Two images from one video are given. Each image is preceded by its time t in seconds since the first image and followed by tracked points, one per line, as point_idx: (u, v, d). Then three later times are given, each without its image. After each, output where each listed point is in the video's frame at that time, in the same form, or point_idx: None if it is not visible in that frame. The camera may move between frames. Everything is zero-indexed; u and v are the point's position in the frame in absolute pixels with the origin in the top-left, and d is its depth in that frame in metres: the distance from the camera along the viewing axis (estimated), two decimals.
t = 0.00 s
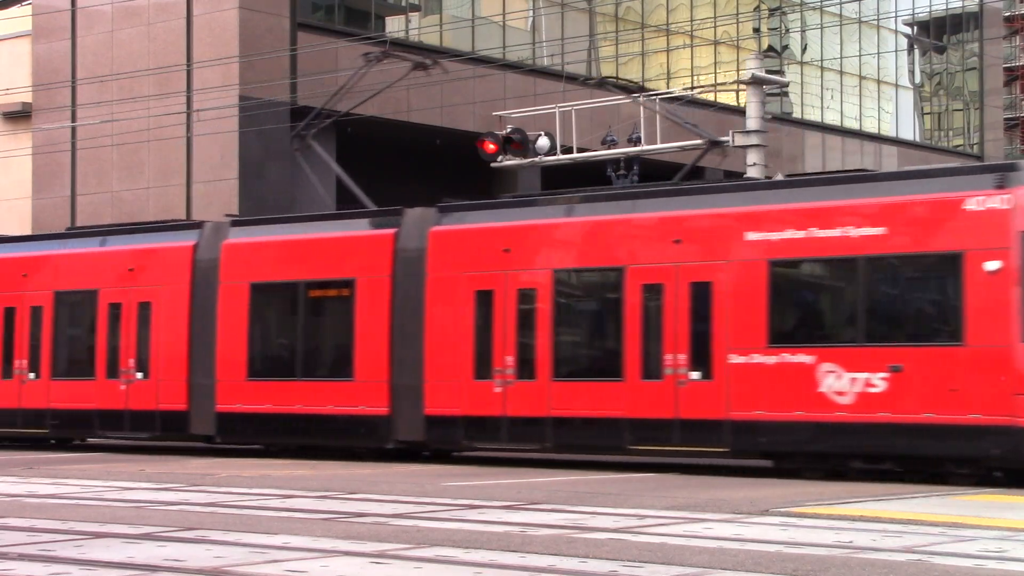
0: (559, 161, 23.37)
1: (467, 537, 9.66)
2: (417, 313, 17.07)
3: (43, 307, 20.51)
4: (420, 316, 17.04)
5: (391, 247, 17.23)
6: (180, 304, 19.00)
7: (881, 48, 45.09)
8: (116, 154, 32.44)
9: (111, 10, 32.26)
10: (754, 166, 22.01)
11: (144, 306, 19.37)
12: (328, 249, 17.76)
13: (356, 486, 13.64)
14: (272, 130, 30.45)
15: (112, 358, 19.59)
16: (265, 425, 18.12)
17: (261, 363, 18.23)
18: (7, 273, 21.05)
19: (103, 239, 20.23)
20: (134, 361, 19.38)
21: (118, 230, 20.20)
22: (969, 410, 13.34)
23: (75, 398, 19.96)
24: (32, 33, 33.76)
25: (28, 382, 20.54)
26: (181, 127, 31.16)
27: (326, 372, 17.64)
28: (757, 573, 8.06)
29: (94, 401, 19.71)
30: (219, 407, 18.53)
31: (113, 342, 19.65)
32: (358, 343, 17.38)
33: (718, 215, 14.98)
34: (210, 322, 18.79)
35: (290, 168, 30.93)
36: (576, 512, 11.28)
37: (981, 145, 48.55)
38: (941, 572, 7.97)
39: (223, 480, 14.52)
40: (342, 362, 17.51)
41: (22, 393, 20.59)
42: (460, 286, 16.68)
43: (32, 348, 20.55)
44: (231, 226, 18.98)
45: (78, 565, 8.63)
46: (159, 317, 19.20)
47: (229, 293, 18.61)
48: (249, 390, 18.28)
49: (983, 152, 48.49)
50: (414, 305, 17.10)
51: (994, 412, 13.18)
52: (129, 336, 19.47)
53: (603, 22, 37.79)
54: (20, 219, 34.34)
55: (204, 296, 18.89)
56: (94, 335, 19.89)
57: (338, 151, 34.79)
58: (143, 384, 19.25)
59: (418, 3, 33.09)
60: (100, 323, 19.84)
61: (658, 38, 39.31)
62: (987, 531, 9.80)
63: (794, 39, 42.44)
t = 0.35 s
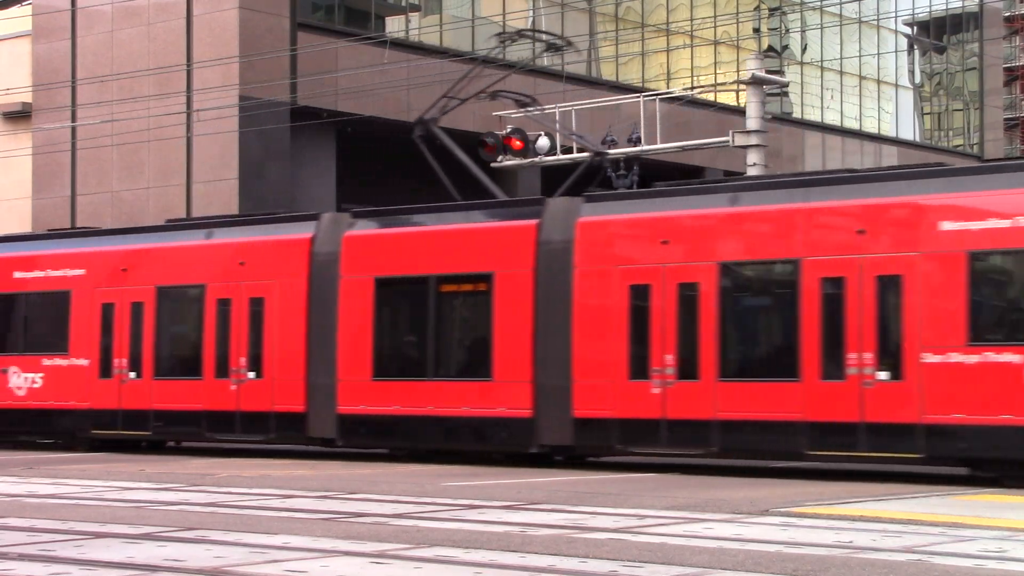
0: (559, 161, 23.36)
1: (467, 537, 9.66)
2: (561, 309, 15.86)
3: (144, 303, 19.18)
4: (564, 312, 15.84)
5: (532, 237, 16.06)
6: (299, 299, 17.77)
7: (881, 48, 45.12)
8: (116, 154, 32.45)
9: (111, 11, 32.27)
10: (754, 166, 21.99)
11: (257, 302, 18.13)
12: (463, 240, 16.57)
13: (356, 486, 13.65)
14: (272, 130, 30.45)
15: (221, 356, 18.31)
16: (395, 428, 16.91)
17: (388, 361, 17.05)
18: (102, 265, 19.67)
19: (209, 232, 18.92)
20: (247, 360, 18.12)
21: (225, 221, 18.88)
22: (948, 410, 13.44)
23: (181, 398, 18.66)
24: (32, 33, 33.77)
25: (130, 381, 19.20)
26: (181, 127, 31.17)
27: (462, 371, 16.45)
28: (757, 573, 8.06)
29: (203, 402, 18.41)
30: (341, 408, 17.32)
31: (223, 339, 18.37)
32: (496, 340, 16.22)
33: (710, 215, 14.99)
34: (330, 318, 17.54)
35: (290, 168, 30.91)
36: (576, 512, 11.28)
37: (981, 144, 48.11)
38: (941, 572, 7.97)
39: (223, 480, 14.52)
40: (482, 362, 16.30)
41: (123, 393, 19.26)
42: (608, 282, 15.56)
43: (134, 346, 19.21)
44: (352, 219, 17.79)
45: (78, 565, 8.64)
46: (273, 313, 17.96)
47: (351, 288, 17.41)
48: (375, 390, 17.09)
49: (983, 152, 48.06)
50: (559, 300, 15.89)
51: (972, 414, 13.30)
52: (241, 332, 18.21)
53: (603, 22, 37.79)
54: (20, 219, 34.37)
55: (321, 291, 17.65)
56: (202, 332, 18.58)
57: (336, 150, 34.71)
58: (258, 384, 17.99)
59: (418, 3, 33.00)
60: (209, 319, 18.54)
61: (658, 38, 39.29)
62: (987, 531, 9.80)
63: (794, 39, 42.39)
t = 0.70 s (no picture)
0: (559, 161, 23.35)
1: (467, 537, 9.67)
2: (724, 306, 14.93)
3: (256, 299, 18.31)
4: (728, 310, 14.91)
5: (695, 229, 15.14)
6: (429, 294, 16.85)
7: (881, 48, 45.15)
8: (116, 153, 32.45)
9: (111, 11, 32.28)
10: (754, 166, 22.00)
11: (381, 299, 17.20)
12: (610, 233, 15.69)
13: (356, 486, 13.64)
14: (272, 130, 30.46)
15: (341, 356, 17.41)
16: (533, 433, 16.04)
17: (526, 362, 16.17)
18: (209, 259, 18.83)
19: (326, 223, 17.97)
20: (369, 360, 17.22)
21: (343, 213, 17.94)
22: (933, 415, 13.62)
23: (295, 400, 17.80)
24: (32, 33, 33.78)
25: (240, 382, 18.36)
26: (181, 127, 31.17)
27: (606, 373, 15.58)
28: (758, 573, 8.06)
29: (321, 404, 17.53)
30: (478, 411, 16.43)
31: (342, 338, 17.46)
32: (652, 340, 15.31)
33: (765, 213, 14.79)
34: (464, 317, 16.65)
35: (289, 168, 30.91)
36: (576, 512, 11.28)
37: (981, 145, 48.35)
38: (941, 572, 7.97)
39: (223, 480, 14.52)
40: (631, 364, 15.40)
41: (233, 394, 18.43)
42: (766, 276, 14.68)
43: (244, 345, 18.35)
44: (486, 209, 16.83)
45: (78, 565, 8.63)
46: (399, 311, 17.05)
47: (486, 283, 16.51)
48: (514, 393, 16.20)
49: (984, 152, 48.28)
50: (722, 297, 14.95)
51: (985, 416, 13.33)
52: (363, 331, 17.30)
53: (603, 22, 37.78)
54: (20, 219, 34.37)
55: (453, 288, 16.74)
56: (319, 331, 17.67)
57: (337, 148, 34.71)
58: (382, 385, 17.09)
59: (418, 3, 33.00)
60: (327, 317, 17.63)
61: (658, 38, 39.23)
62: (987, 531, 9.81)
63: (793, 39, 42.41)
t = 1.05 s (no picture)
0: (559, 161, 23.34)
1: (467, 537, 9.67)
2: (907, 300, 13.98)
3: (379, 294, 17.26)
4: (913, 306, 13.94)
5: (876, 220, 14.19)
6: (574, 289, 15.82)
7: (881, 48, 45.16)
8: (116, 153, 32.45)
9: (111, 11, 32.27)
10: (754, 166, 22.02)
11: (521, 294, 16.16)
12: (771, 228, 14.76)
13: (356, 486, 13.65)
14: (271, 130, 30.43)
15: (478, 354, 16.38)
16: (691, 437, 15.00)
17: (682, 362, 15.15)
18: (327, 252, 17.71)
19: (457, 214, 16.95)
20: (508, 359, 16.18)
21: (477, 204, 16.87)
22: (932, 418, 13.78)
23: (424, 401, 16.74)
24: (32, 33, 33.78)
25: (362, 382, 17.28)
26: (181, 127, 31.17)
27: (773, 373, 14.62)
28: (757, 573, 8.06)
29: (454, 406, 16.48)
30: (630, 413, 15.38)
31: (480, 336, 16.41)
32: (830, 339, 14.30)
33: (956, 203, 13.84)
34: (613, 313, 15.62)
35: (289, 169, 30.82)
36: (576, 512, 11.28)
37: (981, 145, 48.33)
38: (941, 572, 7.97)
39: (223, 480, 14.52)
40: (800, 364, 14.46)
41: (353, 395, 17.33)
42: (947, 267, 13.78)
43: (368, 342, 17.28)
44: (637, 199, 15.82)
45: (78, 564, 8.64)
46: (541, 308, 16.00)
47: (637, 278, 15.48)
48: (671, 394, 15.15)
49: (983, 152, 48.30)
50: (903, 292, 14.00)
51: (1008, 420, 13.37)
52: (500, 328, 16.26)
53: (603, 22, 37.77)
54: (20, 219, 34.38)
55: (601, 283, 15.70)
56: (453, 328, 16.64)
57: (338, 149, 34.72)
58: (525, 385, 16.04)
59: (418, 3, 32.98)
60: (461, 313, 16.61)
61: (658, 38, 39.32)
62: (987, 531, 9.80)
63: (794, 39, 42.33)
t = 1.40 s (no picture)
0: (559, 161, 23.34)
1: (467, 537, 9.67)
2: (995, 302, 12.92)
3: (515, 290, 15.67)
4: None
5: None
6: (738, 283, 14.27)
7: (881, 48, 45.25)
8: (116, 153, 32.45)
9: (111, 11, 32.27)
10: (754, 166, 22.00)
11: (680, 288, 14.62)
12: (876, 219, 13.56)
13: (355, 486, 13.64)
14: (272, 130, 30.46)
15: (628, 353, 14.86)
16: (878, 443, 13.38)
17: (866, 361, 13.55)
18: (453, 244, 16.11)
19: (602, 205, 15.40)
20: (669, 358, 14.62)
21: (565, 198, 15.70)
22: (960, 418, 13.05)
23: (570, 402, 15.19)
24: (32, 33, 33.77)
25: (499, 383, 15.72)
26: (181, 126, 31.15)
27: (968, 373, 13.00)
28: (758, 573, 8.06)
29: (602, 407, 14.97)
30: (805, 416, 13.79)
31: (632, 334, 14.88)
32: None
33: None
34: (782, 309, 14.02)
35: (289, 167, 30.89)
36: (576, 512, 11.28)
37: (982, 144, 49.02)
38: (941, 572, 7.97)
39: (223, 480, 14.52)
40: (954, 365, 13.10)
41: (489, 396, 15.78)
42: None
43: (506, 339, 15.71)
44: (808, 183, 14.21)
45: (78, 564, 8.63)
46: (702, 304, 14.44)
47: (813, 271, 13.88)
48: (860, 395, 13.52)
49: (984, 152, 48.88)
50: None
51: None
52: (656, 324, 14.72)
53: (603, 22, 37.75)
54: (20, 219, 34.38)
55: (770, 275, 14.11)
56: (602, 324, 15.09)
57: (336, 150, 34.67)
58: (687, 387, 14.47)
59: (418, 3, 32.99)
60: (609, 308, 15.07)
61: (658, 38, 39.29)
62: (988, 531, 9.80)
63: (793, 39, 42.36)
